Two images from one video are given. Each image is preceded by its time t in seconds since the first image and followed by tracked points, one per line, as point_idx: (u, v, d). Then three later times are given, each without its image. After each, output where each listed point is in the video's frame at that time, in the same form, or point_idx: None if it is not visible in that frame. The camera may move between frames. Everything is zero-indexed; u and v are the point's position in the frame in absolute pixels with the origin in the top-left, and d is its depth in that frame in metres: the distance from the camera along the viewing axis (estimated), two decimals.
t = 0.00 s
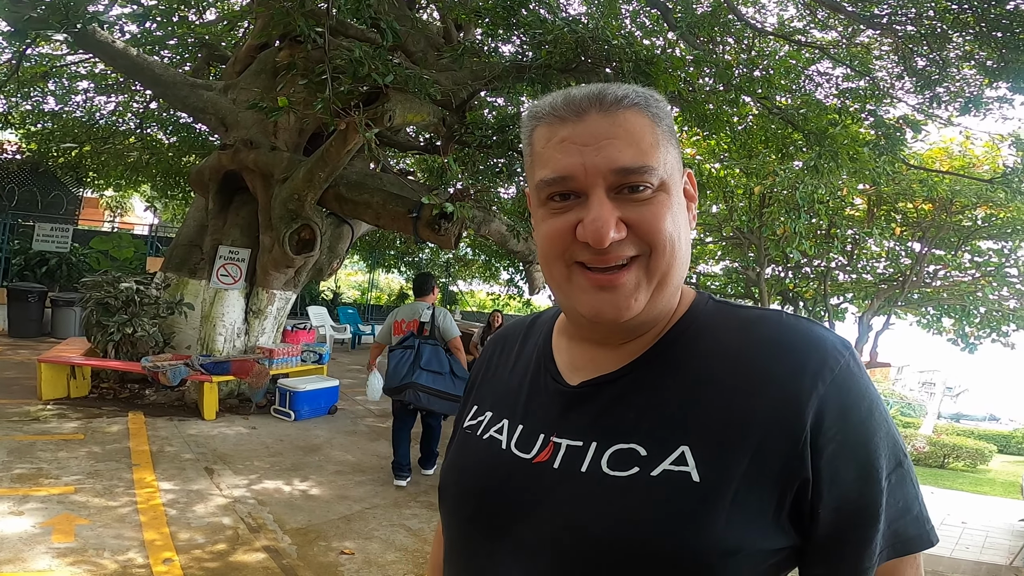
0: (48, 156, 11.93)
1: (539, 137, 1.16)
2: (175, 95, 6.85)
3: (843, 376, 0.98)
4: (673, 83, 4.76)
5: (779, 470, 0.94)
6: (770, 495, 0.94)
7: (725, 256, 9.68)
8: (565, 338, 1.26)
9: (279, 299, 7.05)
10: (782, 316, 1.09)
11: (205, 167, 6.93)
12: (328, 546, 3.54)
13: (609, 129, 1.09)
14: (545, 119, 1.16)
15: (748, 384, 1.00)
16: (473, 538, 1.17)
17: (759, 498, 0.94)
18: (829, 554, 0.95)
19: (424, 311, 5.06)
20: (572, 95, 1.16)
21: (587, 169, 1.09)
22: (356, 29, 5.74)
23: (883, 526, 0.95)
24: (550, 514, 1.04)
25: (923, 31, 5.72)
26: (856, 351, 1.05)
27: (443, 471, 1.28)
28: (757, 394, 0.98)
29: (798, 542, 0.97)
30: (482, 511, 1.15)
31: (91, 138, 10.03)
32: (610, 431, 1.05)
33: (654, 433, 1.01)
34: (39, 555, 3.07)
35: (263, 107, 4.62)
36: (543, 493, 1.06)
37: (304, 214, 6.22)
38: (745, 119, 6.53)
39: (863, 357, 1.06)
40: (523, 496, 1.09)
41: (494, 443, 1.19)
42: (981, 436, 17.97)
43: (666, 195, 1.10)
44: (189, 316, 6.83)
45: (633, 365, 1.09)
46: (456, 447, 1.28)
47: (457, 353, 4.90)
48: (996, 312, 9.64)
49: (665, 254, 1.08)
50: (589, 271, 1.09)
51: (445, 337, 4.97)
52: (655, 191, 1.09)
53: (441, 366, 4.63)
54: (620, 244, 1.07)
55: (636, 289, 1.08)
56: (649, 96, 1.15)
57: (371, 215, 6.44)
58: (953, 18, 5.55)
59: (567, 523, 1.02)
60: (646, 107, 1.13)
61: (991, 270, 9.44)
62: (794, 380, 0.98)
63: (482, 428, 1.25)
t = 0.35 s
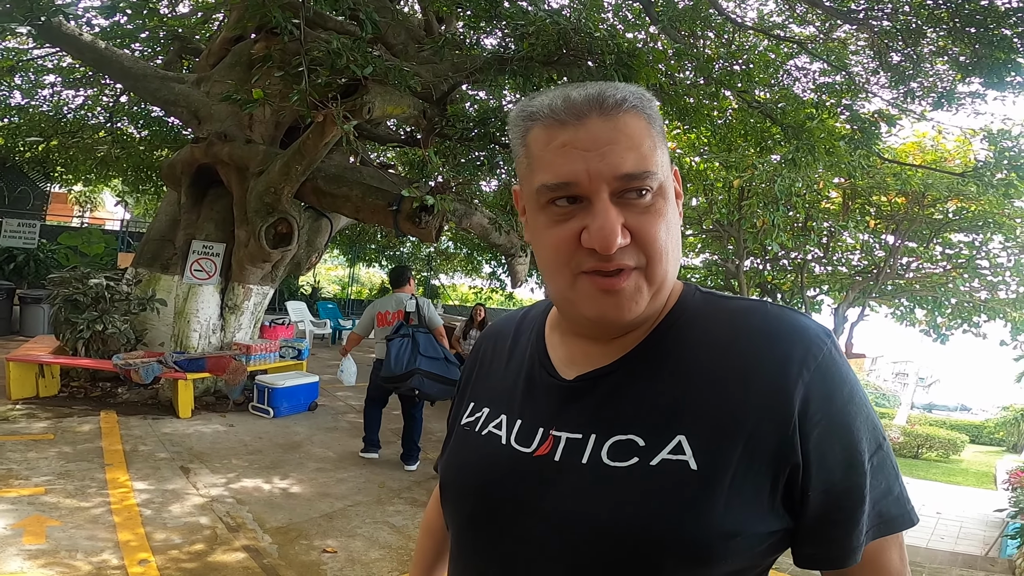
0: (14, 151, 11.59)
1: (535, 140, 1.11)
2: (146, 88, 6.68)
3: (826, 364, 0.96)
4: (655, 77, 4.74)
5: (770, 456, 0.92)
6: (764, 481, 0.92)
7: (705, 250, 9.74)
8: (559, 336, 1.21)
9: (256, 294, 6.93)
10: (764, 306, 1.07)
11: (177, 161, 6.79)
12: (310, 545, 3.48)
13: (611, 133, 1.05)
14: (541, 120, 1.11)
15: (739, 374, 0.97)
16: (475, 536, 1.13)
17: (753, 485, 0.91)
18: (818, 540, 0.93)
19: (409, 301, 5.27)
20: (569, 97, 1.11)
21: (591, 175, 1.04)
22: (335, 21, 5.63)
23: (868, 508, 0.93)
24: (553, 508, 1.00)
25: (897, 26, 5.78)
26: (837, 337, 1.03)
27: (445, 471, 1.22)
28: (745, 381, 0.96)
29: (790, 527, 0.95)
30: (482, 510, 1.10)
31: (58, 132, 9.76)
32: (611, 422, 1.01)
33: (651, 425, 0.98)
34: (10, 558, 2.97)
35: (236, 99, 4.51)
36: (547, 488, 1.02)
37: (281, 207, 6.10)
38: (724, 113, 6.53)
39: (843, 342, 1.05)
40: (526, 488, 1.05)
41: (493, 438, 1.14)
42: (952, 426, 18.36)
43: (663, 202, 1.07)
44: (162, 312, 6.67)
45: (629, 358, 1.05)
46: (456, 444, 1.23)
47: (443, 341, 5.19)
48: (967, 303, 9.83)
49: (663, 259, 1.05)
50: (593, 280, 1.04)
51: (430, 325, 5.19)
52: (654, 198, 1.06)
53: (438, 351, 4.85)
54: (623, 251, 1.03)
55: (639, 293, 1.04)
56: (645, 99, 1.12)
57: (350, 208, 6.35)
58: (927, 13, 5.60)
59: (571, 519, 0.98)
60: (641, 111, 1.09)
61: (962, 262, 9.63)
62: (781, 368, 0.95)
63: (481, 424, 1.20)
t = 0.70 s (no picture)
0: None
1: (601, 120, 1.13)
2: (120, 82, 6.55)
3: (850, 351, 0.97)
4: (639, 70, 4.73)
5: (803, 443, 0.91)
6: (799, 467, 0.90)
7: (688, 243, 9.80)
8: (592, 324, 1.18)
9: (236, 289, 6.84)
10: (787, 297, 1.07)
11: (153, 154, 6.69)
12: (293, 541, 3.44)
13: (679, 119, 1.10)
14: (610, 102, 1.13)
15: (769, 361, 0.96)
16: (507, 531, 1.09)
17: (792, 471, 0.90)
18: (848, 525, 0.92)
19: (369, 292, 5.35)
20: (637, 85, 1.15)
21: (663, 150, 1.07)
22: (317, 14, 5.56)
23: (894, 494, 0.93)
24: (590, 501, 0.97)
25: (879, 21, 5.81)
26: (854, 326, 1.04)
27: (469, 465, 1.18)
28: (777, 367, 0.95)
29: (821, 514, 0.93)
30: (516, 503, 1.07)
31: (31, 126, 9.56)
32: (647, 410, 0.99)
33: (689, 411, 0.96)
34: None
35: (213, 90, 4.43)
36: (583, 479, 0.99)
37: (261, 201, 6.02)
38: (707, 107, 6.51)
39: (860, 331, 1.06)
40: (562, 481, 1.01)
41: (520, 430, 1.10)
42: (929, 418, 18.70)
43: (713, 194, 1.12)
44: (138, 308, 6.56)
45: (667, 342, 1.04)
46: (478, 437, 1.19)
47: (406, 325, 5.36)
48: (943, 296, 9.98)
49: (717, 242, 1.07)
50: (663, 249, 1.03)
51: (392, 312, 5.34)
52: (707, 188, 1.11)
53: (408, 336, 5.04)
54: (691, 226, 1.04)
55: (701, 270, 1.04)
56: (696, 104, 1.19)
57: (332, 201, 6.28)
58: (908, 9, 5.64)
59: (612, 511, 0.95)
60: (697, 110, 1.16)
61: (939, 255, 9.78)
62: (812, 354, 0.95)
63: (504, 416, 1.15)
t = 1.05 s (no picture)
0: None
1: (673, 125, 1.04)
2: (114, 80, 6.53)
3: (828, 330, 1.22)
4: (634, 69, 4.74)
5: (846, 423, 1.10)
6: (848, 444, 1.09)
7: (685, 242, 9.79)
8: (634, 331, 1.11)
9: (231, 287, 6.82)
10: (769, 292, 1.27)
11: (147, 153, 6.68)
12: (286, 539, 3.43)
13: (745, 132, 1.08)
14: (681, 104, 1.06)
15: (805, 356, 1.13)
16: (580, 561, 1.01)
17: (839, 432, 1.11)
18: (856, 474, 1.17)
19: (346, 288, 5.55)
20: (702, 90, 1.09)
21: (739, 163, 1.03)
22: (312, 13, 5.57)
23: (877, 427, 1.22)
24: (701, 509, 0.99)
25: (875, 20, 5.79)
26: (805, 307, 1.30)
27: (517, 498, 1.04)
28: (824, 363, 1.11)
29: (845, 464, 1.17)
30: (618, 539, 0.98)
31: (26, 125, 9.54)
32: (738, 414, 1.04)
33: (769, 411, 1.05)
34: None
35: (205, 88, 4.43)
36: (694, 491, 0.99)
37: (255, 199, 6.00)
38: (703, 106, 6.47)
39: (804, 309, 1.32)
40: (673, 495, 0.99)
41: (602, 454, 1.01)
42: (926, 416, 18.79)
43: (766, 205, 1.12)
44: (132, 306, 6.57)
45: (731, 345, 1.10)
46: (525, 465, 1.04)
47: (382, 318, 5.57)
48: (939, 294, 10.03)
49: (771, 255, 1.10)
50: (740, 266, 1.00)
51: (368, 306, 5.55)
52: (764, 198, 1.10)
53: (379, 332, 5.27)
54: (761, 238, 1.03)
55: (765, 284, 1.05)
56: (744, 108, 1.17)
57: (327, 199, 6.26)
58: (902, 8, 5.59)
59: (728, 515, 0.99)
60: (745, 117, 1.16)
61: (934, 254, 9.82)
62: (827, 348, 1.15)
63: (562, 445, 1.02)
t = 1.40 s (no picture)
0: None
1: (575, 117, 1.16)
2: (110, 77, 6.49)
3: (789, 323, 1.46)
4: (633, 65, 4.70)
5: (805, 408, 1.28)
6: (821, 424, 1.32)
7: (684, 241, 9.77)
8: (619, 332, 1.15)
9: (227, 285, 6.80)
10: (747, 284, 1.49)
11: (142, 150, 6.63)
12: (282, 539, 3.41)
13: (660, 108, 1.11)
14: (589, 97, 1.15)
15: (762, 350, 1.31)
16: None
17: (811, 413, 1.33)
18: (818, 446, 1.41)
19: (341, 285, 5.56)
20: (619, 76, 1.15)
21: (636, 148, 1.08)
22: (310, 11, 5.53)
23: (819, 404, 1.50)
24: (731, 506, 1.08)
25: (874, 19, 5.75)
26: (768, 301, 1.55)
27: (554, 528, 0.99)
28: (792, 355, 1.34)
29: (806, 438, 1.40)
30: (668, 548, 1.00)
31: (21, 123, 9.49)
32: (741, 412, 1.15)
33: (757, 407, 1.18)
34: None
35: (201, 84, 4.38)
36: (721, 493, 1.07)
37: (252, 196, 5.97)
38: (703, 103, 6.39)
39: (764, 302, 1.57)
40: (706, 498, 1.06)
41: (638, 469, 1.02)
42: (923, 415, 18.83)
43: (711, 182, 1.12)
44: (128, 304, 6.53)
45: (728, 340, 1.24)
46: (554, 491, 0.99)
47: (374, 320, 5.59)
48: (937, 293, 10.06)
49: (712, 249, 1.10)
50: (638, 262, 1.06)
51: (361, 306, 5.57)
52: (699, 176, 1.11)
53: (371, 331, 5.28)
54: (667, 228, 1.06)
55: (688, 281, 1.08)
56: (695, 79, 1.19)
57: (324, 196, 6.24)
58: (902, 6, 5.57)
59: (749, 506, 1.10)
60: (690, 90, 1.16)
61: (933, 253, 9.82)
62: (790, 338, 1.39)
63: (594, 462, 1.00)
